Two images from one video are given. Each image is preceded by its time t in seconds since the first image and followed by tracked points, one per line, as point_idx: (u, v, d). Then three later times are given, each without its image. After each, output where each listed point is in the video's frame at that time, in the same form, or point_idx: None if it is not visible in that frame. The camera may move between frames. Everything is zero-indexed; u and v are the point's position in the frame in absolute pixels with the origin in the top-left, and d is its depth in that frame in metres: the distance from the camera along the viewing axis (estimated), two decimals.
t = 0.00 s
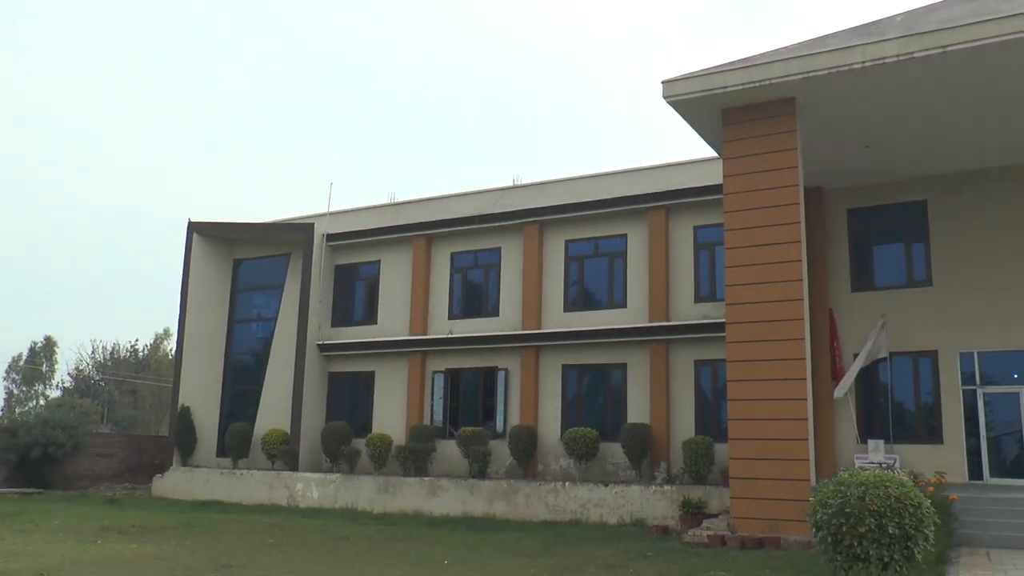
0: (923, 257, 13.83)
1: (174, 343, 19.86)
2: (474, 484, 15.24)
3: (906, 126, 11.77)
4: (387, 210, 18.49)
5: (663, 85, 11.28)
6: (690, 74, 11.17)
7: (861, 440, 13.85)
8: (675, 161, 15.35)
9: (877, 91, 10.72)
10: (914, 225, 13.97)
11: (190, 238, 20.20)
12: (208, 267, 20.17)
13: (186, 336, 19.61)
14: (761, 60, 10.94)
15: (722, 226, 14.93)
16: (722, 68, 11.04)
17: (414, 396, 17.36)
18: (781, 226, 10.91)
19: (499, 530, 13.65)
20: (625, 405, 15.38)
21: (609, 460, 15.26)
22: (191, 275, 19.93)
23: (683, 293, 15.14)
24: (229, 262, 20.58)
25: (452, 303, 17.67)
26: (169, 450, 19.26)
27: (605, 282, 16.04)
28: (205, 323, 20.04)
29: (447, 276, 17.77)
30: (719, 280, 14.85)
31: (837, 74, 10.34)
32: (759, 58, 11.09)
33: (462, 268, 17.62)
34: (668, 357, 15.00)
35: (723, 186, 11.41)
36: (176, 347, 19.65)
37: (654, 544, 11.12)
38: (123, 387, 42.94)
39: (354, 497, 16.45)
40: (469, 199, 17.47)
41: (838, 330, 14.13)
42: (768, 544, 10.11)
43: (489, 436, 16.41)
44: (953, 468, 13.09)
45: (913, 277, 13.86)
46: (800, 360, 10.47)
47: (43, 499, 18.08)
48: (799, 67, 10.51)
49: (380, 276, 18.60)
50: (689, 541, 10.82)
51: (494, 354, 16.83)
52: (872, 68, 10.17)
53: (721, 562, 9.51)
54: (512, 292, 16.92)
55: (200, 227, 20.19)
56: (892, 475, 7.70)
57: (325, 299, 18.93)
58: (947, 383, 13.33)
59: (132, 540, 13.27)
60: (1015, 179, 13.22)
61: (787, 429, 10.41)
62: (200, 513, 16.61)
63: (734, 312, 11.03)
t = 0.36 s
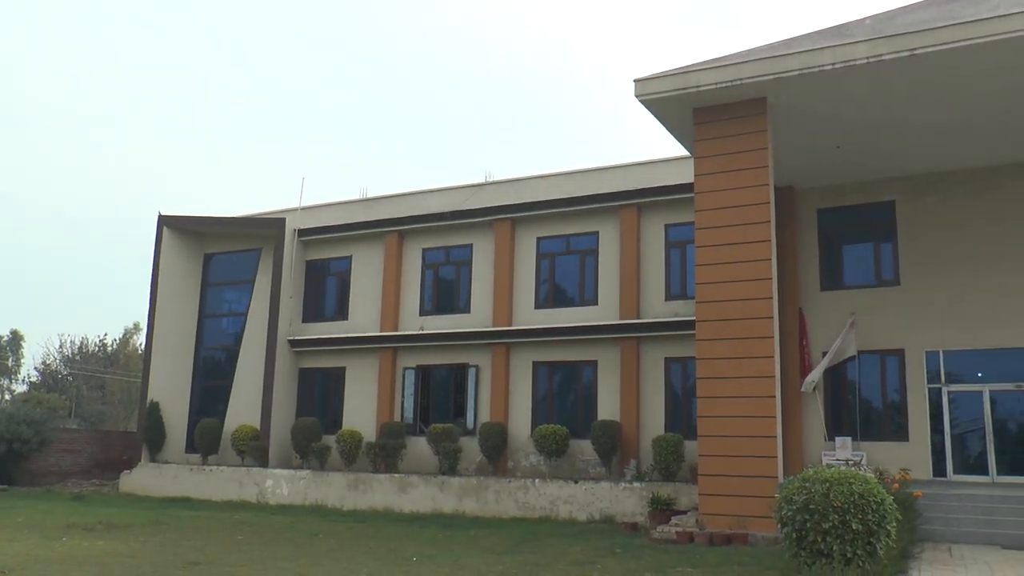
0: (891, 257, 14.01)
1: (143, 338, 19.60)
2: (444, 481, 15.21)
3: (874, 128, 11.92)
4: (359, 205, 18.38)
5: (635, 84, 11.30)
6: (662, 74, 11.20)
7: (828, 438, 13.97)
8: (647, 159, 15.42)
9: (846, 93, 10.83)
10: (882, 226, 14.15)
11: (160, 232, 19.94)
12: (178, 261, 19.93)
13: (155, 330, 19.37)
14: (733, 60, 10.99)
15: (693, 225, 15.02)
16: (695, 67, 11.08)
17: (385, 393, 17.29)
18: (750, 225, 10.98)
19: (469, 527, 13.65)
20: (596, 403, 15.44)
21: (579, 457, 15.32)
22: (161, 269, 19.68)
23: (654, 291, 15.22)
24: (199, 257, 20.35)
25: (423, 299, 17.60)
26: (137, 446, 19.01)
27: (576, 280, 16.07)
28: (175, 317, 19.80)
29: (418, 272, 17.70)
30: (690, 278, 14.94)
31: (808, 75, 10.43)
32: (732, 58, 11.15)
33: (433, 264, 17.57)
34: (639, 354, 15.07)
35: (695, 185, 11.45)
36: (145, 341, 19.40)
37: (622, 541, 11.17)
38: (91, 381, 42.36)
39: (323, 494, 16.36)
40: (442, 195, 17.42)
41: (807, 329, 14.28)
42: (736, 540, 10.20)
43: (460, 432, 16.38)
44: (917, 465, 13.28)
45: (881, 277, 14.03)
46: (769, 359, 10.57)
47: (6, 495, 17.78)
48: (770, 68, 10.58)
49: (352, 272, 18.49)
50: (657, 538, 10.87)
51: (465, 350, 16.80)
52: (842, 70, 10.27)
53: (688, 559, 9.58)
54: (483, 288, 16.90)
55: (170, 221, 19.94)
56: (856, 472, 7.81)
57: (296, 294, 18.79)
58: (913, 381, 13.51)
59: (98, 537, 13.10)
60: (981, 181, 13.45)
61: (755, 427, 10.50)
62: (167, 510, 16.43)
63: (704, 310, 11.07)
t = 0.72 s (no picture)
0: (857, 260, 14.21)
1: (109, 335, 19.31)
2: (411, 480, 15.18)
3: (840, 132, 12.09)
4: (329, 202, 18.28)
5: (604, 85, 11.33)
6: (631, 75, 11.24)
7: (794, 438, 14.13)
8: (617, 160, 15.49)
9: (812, 97, 10.97)
10: (848, 229, 14.34)
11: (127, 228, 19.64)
12: (145, 257, 19.66)
13: (121, 328, 19.09)
14: (701, 63, 11.06)
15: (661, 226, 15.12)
16: (664, 70, 11.15)
17: (353, 392, 17.21)
18: (717, 227, 11.07)
19: (435, 526, 13.64)
20: (564, 402, 15.48)
21: (546, 456, 15.36)
22: (128, 266, 19.41)
23: (622, 291, 15.29)
24: (167, 253, 20.09)
25: (392, 298, 17.54)
26: (102, 445, 18.74)
27: (545, 279, 16.11)
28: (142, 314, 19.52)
29: (387, 271, 17.64)
30: (658, 279, 15.04)
31: (775, 79, 10.54)
32: (700, 61, 11.23)
33: (402, 263, 17.51)
34: (606, 354, 15.14)
35: (663, 187, 11.51)
36: (111, 338, 19.11)
37: (588, 540, 11.22)
38: (55, 379, 41.75)
39: (290, 493, 16.25)
40: (411, 194, 17.36)
41: (773, 330, 14.43)
42: (701, 538, 10.28)
43: (428, 431, 16.34)
44: (880, 465, 13.49)
45: (847, 279, 14.23)
46: (735, 359, 10.67)
47: None
48: (738, 71, 10.67)
49: (320, 269, 18.38)
50: (623, 537, 10.93)
51: (434, 350, 16.77)
52: (809, 75, 10.39)
53: (654, 557, 9.65)
54: (452, 287, 16.88)
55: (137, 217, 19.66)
56: (818, 472, 7.92)
57: (265, 292, 18.64)
58: (877, 382, 13.71)
59: (59, 537, 12.89)
60: (944, 186, 13.69)
61: (721, 427, 10.59)
62: (132, 510, 16.22)
63: (671, 311, 11.13)
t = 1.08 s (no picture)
0: (828, 261, 14.34)
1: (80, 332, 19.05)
2: (383, 480, 15.13)
3: (811, 135, 12.20)
4: (302, 201, 18.15)
5: (577, 85, 11.33)
6: (604, 75, 11.26)
7: (765, 437, 14.24)
8: (591, 160, 15.52)
9: (783, 99, 11.06)
10: (820, 230, 14.47)
11: (98, 225, 19.38)
12: (116, 255, 19.42)
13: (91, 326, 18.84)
14: (673, 64, 11.10)
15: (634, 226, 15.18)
16: (636, 71, 11.18)
17: (325, 391, 17.12)
18: (689, 228, 11.11)
19: (407, 526, 13.60)
20: (536, 403, 15.50)
21: (518, 456, 15.37)
22: (98, 263, 19.16)
23: (595, 291, 15.33)
24: (138, 251, 19.86)
25: (365, 297, 17.46)
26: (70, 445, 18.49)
27: (518, 279, 16.12)
28: (113, 312, 19.28)
29: (360, 270, 17.55)
30: (630, 279, 15.10)
31: (747, 81, 10.62)
32: (673, 63, 11.27)
33: (375, 261, 17.44)
34: (579, 354, 15.18)
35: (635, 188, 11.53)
36: (82, 336, 18.86)
37: (560, 539, 11.23)
38: (23, 378, 41.17)
39: (261, 493, 16.13)
40: (385, 192, 17.28)
41: (745, 330, 14.54)
42: (672, 537, 10.34)
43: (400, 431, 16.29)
44: (849, 464, 13.65)
45: (818, 280, 14.35)
46: (707, 359, 10.71)
47: None
48: (710, 73, 10.72)
49: (293, 268, 18.26)
50: (594, 536, 10.97)
51: (407, 349, 16.71)
52: (780, 78, 10.48)
53: (625, 556, 9.69)
54: (425, 287, 16.83)
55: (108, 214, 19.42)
56: (787, 471, 7.99)
57: (237, 291, 18.49)
58: (848, 382, 13.86)
59: (24, 539, 12.71)
60: (913, 189, 13.87)
61: (692, 426, 10.64)
62: (100, 511, 16.02)
63: (643, 311, 11.16)
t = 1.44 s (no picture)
0: (799, 263, 14.51)
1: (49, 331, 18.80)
2: (355, 480, 15.08)
3: (782, 138, 12.34)
4: (275, 200, 18.03)
5: (551, 86, 11.34)
6: (577, 77, 11.28)
7: (737, 437, 14.37)
8: (566, 161, 15.58)
9: (755, 102, 11.16)
10: (791, 233, 14.63)
11: (68, 222, 19.13)
12: (86, 253, 19.18)
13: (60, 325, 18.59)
14: (646, 66, 11.14)
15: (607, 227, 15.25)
16: (610, 72, 11.19)
17: (297, 390, 17.04)
18: (661, 229, 11.15)
19: (379, 526, 13.57)
20: (509, 402, 15.53)
21: (490, 456, 15.40)
22: (68, 261, 18.92)
23: (568, 292, 15.39)
24: (109, 249, 19.63)
25: (338, 296, 17.39)
26: (39, 445, 18.23)
27: (491, 279, 16.14)
28: (83, 311, 19.04)
29: (333, 269, 17.48)
30: (603, 279, 15.18)
31: (719, 84, 10.70)
32: (646, 65, 11.31)
33: (348, 261, 17.38)
34: (551, 354, 15.23)
35: (608, 189, 11.56)
36: (51, 334, 18.62)
37: (531, 539, 11.26)
38: None
39: (233, 493, 16.02)
40: (358, 191, 17.22)
41: (717, 331, 14.66)
42: (643, 537, 10.38)
43: (372, 431, 16.24)
44: (818, 463, 13.81)
45: (790, 282, 14.51)
46: (679, 359, 10.76)
47: None
48: (683, 75, 10.78)
49: (266, 267, 18.15)
50: (565, 535, 11.00)
51: (380, 348, 16.67)
52: (753, 81, 10.58)
53: (596, 555, 9.74)
54: (398, 286, 16.80)
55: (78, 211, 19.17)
56: (754, 470, 8.08)
57: (209, 289, 18.34)
58: (818, 382, 14.02)
59: None
60: (883, 192, 14.06)
61: (664, 426, 10.68)
62: (68, 512, 15.82)
63: (615, 311, 11.18)
